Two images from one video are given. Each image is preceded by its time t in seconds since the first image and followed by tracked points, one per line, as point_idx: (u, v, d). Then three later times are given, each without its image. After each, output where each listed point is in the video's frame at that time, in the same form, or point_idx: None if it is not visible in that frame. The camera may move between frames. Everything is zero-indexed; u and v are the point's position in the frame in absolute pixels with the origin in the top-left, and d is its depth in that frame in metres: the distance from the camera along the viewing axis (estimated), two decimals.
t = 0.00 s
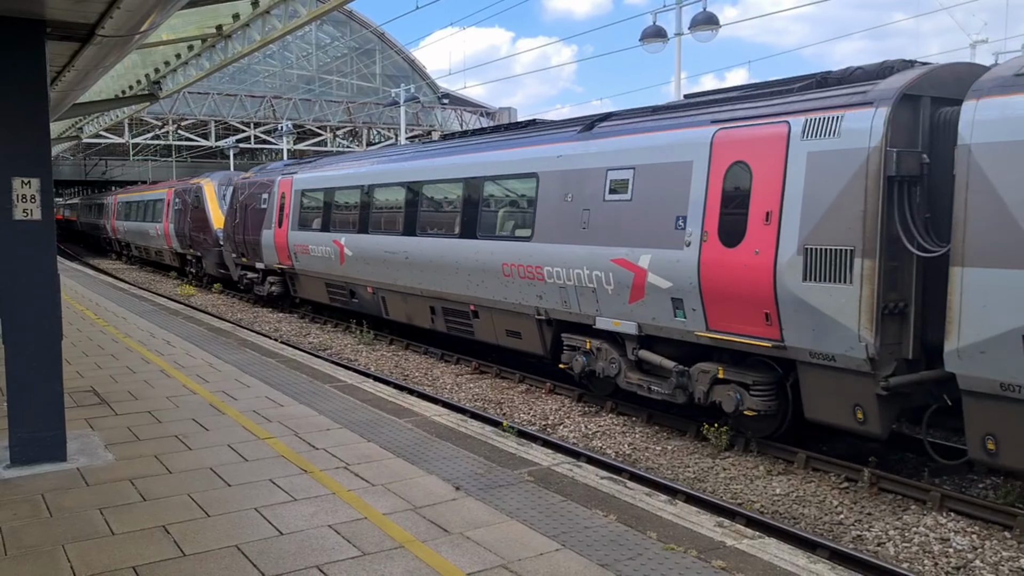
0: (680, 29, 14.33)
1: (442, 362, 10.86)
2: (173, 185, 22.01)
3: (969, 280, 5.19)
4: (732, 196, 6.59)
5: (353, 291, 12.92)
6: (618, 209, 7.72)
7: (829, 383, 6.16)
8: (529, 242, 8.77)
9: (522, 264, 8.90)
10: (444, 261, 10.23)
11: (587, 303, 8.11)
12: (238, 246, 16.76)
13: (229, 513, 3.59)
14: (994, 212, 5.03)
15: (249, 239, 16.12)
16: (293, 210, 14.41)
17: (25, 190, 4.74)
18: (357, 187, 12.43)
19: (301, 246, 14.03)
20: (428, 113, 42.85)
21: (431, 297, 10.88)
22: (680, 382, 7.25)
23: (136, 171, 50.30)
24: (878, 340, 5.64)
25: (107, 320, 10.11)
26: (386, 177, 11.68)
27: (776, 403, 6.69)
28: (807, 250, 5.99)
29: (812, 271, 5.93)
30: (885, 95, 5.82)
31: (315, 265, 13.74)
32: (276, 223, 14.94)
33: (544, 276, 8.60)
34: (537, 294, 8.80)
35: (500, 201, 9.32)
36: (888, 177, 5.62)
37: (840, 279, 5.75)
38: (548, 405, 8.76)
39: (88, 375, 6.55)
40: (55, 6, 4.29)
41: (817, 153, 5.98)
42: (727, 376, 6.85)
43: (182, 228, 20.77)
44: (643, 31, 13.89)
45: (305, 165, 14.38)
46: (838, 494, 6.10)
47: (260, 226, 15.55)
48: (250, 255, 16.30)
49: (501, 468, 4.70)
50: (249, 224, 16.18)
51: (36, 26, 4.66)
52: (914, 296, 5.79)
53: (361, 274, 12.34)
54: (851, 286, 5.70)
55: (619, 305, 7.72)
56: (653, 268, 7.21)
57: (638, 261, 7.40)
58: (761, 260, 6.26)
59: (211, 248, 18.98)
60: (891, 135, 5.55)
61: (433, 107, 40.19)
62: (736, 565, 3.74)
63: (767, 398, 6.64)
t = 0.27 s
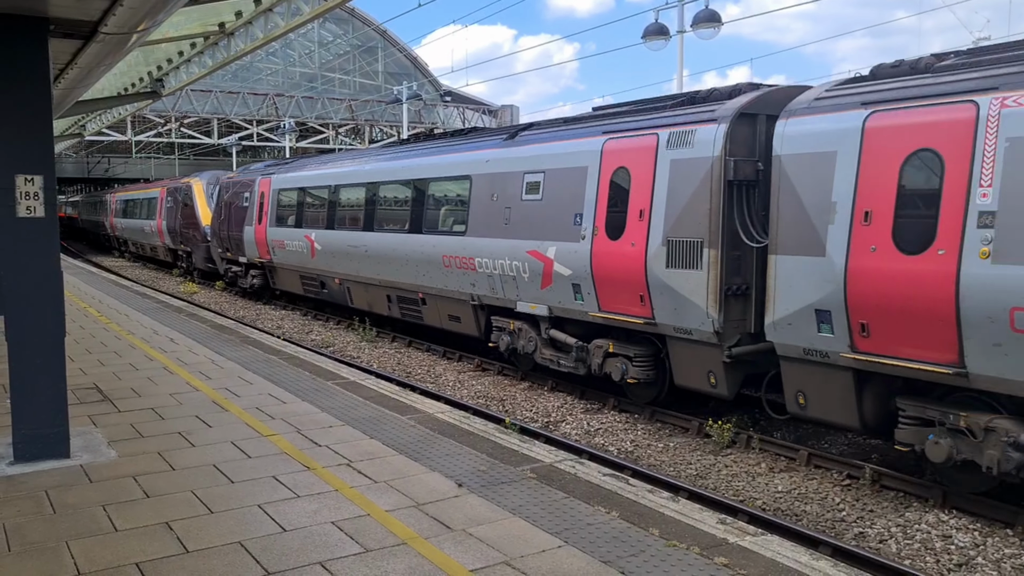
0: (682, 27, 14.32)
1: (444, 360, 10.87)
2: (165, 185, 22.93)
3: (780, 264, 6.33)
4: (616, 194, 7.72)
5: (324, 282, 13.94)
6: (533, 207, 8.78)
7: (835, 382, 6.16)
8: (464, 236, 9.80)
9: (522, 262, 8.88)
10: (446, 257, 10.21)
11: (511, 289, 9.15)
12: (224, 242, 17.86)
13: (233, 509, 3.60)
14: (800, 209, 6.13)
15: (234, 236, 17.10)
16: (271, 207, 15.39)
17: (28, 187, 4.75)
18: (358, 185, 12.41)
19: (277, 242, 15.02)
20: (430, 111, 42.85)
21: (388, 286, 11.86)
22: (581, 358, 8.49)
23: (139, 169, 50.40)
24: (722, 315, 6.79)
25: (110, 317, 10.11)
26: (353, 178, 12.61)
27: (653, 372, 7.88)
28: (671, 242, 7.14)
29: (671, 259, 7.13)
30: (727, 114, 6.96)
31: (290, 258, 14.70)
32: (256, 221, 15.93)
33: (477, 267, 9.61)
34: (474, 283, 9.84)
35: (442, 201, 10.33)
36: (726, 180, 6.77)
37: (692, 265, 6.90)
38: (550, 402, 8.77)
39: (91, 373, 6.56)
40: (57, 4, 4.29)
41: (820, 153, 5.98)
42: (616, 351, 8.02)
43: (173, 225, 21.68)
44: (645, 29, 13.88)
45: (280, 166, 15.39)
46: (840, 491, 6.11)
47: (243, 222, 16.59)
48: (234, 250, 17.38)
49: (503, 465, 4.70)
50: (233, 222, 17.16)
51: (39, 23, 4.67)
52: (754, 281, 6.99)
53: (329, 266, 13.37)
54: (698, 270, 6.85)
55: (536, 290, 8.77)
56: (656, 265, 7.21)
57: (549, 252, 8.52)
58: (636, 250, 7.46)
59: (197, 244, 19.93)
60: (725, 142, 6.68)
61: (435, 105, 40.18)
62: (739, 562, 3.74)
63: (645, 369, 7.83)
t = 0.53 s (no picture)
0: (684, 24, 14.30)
1: (446, 358, 10.87)
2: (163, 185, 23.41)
3: (652, 253, 7.34)
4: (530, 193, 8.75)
5: (299, 275, 14.89)
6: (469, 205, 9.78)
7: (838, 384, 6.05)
8: (412, 231, 10.79)
9: (522, 260, 8.85)
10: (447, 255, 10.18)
11: (451, 278, 10.15)
12: (211, 238, 18.85)
13: (235, 507, 3.60)
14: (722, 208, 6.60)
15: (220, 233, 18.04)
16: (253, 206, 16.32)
17: (31, 185, 4.75)
18: (358, 182, 12.37)
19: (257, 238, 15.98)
20: (433, 109, 42.83)
21: (354, 277, 12.82)
22: (509, 338, 9.54)
23: (140, 167, 50.41)
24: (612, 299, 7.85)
25: (112, 315, 10.12)
26: (325, 178, 13.46)
27: (563, 348, 9.04)
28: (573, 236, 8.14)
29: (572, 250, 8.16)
30: (618, 125, 7.97)
31: (270, 253, 15.66)
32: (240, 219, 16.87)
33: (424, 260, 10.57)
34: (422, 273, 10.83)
35: (395, 201, 11.29)
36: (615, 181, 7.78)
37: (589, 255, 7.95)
38: (552, 401, 8.77)
39: (93, 371, 6.56)
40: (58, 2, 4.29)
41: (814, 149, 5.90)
42: (535, 330, 9.13)
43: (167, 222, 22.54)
44: (648, 26, 13.86)
45: (261, 166, 16.32)
46: (842, 489, 6.10)
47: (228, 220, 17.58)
48: (220, 246, 18.34)
49: (506, 463, 4.70)
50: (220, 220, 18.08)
51: (41, 22, 4.66)
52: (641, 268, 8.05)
53: (304, 259, 14.27)
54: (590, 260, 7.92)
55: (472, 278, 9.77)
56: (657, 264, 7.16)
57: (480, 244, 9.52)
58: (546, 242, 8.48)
59: (189, 240, 20.86)
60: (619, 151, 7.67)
61: (437, 103, 40.18)
62: (742, 561, 3.74)
63: (558, 345, 9.01)
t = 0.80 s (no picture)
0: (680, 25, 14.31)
1: (443, 359, 10.87)
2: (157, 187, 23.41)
3: (558, 247, 8.48)
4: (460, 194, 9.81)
5: (272, 270, 15.82)
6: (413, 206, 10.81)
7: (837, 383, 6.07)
8: (366, 229, 11.82)
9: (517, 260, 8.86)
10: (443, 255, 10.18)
11: (399, 272, 11.17)
12: (194, 237, 19.72)
13: (232, 508, 3.59)
14: (720, 208, 6.57)
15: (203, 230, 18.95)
16: (233, 206, 17.23)
17: (26, 185, 4.74)
18: (338, 184, 12.84)
19: (236, 236, 16.91)
20: (429, 109, 42.80)
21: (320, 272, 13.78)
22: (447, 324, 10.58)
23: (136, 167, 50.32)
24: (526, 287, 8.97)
25: (108, 315, 10.09)
26: (296, 181, 14.39)
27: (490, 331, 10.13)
28: (494, 232, 9.22)
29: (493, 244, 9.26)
30: (532, 135, 9.01)
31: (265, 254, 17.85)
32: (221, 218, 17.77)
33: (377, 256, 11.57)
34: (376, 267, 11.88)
35: (354, 203, 12.26)
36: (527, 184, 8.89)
37: (507, 249, 9.04)
38: (549, 401, 8.77)
39: (89, 372, 6.53)
40: (53, 1, 4.27)
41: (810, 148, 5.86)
42: (467, 317, 10.17)
43: (156, 221, 23.37)
44: (644, 27, 13.86)
45: (239, 168, 17.30)
46: (839, 490, 6.11)
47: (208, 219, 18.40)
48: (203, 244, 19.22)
49: (503, 464, 4.69)
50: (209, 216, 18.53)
51: (37, 21, 4.65)
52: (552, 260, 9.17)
53: (277, 256, 15.17)
54: (509, 253, 9.05)
55: (414, 270, 10.82)
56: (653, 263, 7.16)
57: (420, 241, 10.55)
58: (471, 237, 9.58)
59: (175, 238, 21.79)
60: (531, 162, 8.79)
61: (433, 103, 40.15)
62: (740, 561, 3.74)
63: (485, 329, 10.07)
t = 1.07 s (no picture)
0: (665, 26, 14.35)
1: (428, 359, 10.84)
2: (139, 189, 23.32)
3: (472, 243, 9.50)
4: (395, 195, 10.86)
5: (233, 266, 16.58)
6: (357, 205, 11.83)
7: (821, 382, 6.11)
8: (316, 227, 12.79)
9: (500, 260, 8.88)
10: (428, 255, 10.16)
11: (344, 266, 12.16)
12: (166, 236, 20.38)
13: (216, 512, 3.55)
14: (707, 209, 6.63)
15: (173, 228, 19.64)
16: (201, 205, 18.04)
17: (5, 186, 4.67)
18: (290, 188, 13.84)
19: (204, 234, 17.70)
20: (414, 109, 42.72)
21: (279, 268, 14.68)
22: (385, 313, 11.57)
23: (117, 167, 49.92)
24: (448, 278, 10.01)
25: (90, 317, 9.98)
26: (258, 182, 15.27)
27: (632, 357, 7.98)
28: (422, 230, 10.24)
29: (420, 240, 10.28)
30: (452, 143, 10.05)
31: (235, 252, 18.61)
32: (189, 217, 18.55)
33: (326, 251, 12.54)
34: (326, 262, 12.82)
35: (308, 202, 13.22)
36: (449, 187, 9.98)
37: (432, 245, 10.07)
38: (535, 402, 8.76)
39: (71, 374, 6.46)
40: None
41: (799, 149, 5.92)
42: (400, 307, 11.18)
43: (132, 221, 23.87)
44: (628, 28, 13.88)
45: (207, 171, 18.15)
46: (824, 489, 6.13)
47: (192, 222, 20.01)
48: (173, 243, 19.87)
49: (490, 465, 4.67)
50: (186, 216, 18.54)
51: (17, 19, 4.59)
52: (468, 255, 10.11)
53: (241, 253, 16.04)
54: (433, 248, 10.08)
55: (358, 264, 11.84)
56: (639, 263, 7.20)
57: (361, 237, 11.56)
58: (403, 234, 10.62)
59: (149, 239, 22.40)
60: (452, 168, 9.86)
61: (418, 103, 40.06)
62: (727, 563, 3.73)
63: (417, 317, 11.09)
